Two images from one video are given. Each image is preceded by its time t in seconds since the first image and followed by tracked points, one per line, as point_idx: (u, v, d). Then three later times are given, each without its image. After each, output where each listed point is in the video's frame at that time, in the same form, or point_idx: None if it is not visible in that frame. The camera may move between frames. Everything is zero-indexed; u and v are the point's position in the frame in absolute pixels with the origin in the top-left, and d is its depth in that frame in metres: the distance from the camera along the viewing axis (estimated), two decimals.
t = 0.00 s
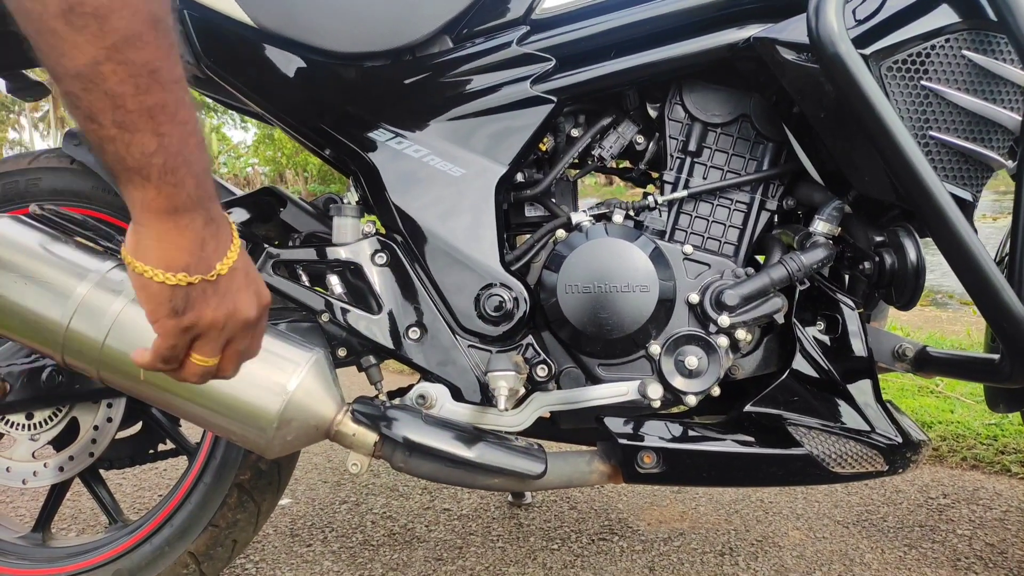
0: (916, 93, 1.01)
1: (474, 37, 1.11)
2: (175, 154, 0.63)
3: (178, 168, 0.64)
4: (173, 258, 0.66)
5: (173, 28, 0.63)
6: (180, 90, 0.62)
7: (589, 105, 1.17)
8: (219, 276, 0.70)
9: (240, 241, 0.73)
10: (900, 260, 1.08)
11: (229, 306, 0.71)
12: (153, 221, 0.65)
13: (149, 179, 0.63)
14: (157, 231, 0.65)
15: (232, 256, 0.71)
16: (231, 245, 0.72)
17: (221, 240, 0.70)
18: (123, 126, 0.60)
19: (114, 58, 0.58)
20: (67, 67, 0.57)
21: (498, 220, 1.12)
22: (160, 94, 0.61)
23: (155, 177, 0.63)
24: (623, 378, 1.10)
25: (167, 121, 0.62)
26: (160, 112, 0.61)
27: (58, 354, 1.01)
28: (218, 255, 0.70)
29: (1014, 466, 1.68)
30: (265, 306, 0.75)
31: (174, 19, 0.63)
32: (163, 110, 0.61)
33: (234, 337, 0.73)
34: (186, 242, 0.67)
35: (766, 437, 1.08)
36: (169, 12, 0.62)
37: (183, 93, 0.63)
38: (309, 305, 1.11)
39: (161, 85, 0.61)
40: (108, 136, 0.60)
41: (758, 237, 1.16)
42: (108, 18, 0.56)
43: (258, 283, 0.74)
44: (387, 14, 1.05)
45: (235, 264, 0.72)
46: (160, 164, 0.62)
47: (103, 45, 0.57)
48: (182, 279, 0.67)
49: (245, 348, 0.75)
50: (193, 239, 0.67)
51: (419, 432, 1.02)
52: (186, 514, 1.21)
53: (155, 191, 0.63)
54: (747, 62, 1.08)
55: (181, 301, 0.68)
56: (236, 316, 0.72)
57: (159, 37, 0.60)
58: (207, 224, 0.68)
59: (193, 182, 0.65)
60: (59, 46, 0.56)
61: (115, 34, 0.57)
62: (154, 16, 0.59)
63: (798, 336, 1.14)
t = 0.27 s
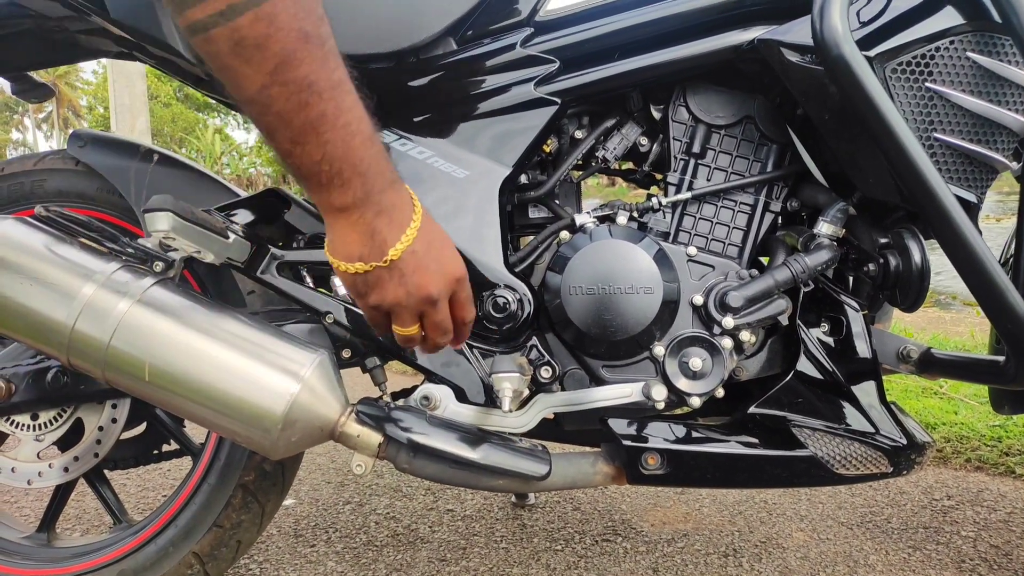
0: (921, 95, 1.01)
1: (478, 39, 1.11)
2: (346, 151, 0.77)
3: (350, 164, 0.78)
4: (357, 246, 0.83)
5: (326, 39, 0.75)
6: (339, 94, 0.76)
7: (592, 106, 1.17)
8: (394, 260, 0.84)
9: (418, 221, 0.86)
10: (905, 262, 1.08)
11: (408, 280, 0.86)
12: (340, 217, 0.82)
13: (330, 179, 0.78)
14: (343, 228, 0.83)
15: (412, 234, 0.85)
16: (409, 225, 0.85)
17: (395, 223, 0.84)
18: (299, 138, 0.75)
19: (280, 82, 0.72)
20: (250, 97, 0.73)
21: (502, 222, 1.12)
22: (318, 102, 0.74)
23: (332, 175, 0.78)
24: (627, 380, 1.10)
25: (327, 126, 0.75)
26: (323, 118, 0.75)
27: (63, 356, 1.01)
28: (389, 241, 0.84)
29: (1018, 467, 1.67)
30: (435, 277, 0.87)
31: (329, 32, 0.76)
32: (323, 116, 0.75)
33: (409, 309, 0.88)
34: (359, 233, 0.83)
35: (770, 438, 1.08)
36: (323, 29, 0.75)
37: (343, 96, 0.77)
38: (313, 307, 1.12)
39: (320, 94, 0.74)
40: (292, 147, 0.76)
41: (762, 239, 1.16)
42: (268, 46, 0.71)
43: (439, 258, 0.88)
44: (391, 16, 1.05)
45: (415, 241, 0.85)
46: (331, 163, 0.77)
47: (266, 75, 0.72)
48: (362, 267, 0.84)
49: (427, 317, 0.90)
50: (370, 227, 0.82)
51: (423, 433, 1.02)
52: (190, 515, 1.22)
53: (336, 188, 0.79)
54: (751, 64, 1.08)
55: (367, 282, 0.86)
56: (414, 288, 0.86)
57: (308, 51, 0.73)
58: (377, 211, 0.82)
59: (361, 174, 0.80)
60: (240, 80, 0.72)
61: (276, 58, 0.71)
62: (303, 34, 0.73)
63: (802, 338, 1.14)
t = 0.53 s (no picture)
0: (927, 94, 1.00)
1: (483, 39, 1.11)
2: (452, 175, 0.82)
3: (455, 186, 0.83)
4: (459, 258, 0.88)
5: (434, 73, 0.79)
6: (447, 123, 0.80)
7: (597, 106, 1.17)
8: (492, 269, 0.88)
9: (515, 234, 0.89)
10: (911, 262, 1.08)
11: (504, 291, 0.90)
12: (446, 232, 0.87)
13: (437, 200, 0.84)
14: (448, 241, 0.88)
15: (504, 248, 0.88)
16: (507, 238, 0.89)
17: (495, 235, 0.88)
18: (413, 165, 0.80)
19: (395, 118, 0.77)
20: (369, 133, 0.79)
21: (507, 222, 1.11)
22: (429, 132, 0.79)
23: (442, 196, 0.83)
24: (632, 380, 1.10)
25: (436, 153, 0.80)
26: (433, 146, 0.80)
27: (69, 355, 1.01)
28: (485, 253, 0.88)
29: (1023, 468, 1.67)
30: (533, 287, 0.90)
31: (437, 65, 0.80)
32: (433, 146, 0.79)
33: (508, 317, 0.92)
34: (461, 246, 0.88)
35: (775, 439, 1.08)
36: (432, 65, 0.79)
37: (449, 125, 0.80)
38: (318, 306, 1.12)
39: (429, 126, 0.79)
40: (407, 174, 0.81)
41: (767, 239, 1.16)
42: (383, 88, 0.75)
43: (535, 270, 0.90)
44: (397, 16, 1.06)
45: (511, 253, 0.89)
46: (439, 187, 0.82)
47: (383, 115, 0.77)
48: (463, 277, 0.89)
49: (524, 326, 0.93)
50: (469, 241, 0.87)
51: (428, 433, 1.02)
52: (195, 514, 1.22)
53: (443, 206, 0.84)
54: (757, 63, 1.08)
55: (469, 291, 0.91)
56: (511, 297, 0.90)
57: (420, 88, 0.77)
58: (479, 225, 0.87)
59: (464, 193, 0.84)
60: (361, 118, 0.78)
61: (392, 99, 0.76)
62: (415, 72, 0.77)
63: (807, 338, 1.14)
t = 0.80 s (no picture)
0: (929, 92, 1.00)
1: (484, 37, 1.11)
2: (427, 208, 0.82)
3: (431, 218, 0.83)
4: (430, 287, 0.89)
5: (418, 106, 0.79)
6: (427, 156, 0.80)
7: (599, 104, 1.17)
8: (461, 301, 0.88)
9: (488, 269, 0.89)
10: (913, 260, 1.07)
11: (472, 323, 0.90)
12: (419, 262, 0.88)
13: (412, 230, 0.84)
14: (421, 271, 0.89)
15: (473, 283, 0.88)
16: (479, 273, 0.88)
17: (468, 270, 0.88)
18: (388, 195, 0.80)
19: (374, 149, 0.77)
20: (349, 160, 0.79)
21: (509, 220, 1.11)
22: (407, 164, 0.79)
23: (415, 227, 0.83)
24: (634, 378, 1.10)
25: (412, 186, 0.80)
26: (412, 177, 0.80)
27: (71, 353, 1.01)
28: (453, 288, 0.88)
29: None
30: (501, 323, 0.90)
31: (422, 97, 0.80)
32: (409, 178, 0.79)
33: (474, 350, 0.92)
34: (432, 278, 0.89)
35: (777, 437, 1.08)
36: (416, 96, 0.79)
37: (430, 156, 0.80)
38: (320, 304, 1.12)
39: (410, 157, 0.79)
40: (383, 202, 0.81)
41: (769, 237, 1.16)
42: (366, 117, 0.76)
43: (504, 306, 0.90)
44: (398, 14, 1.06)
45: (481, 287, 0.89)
46: (413, 219, 0.82)
47: (363, 144, 0.77)
48: (433, 305, 0.90)
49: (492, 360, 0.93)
50: (439, 273, 0.88)
51: (430, 431, 1.02)
52: (198, 512, 1.22)
53: (416, 236, 0.85)
54: (759, 61, 1.07)
55: (439, 319, 0.92)
56: (478, 330, 0.90)
57: (402, 120, 0.77)
58: (452, 258, 0.87)
59: (439, 225, 0.84)
60: (342, 145, 0.78)
61: (372, 129, 0.76)
62: (398, 104, 0.77)
63: (809, 335, 1.14)
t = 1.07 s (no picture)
0: (933, 93, 1.00)
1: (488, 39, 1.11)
2: (416, 221, 0.81)
3: (420, 231, 0.82)
4: (424, 298, 0.88)
5: (402, 121, 0.78)
6: (414, 171, 0.79)
7: (602, 105, 1.17)
8: (456, 309, 0.88)
9: (481, 273, 0.89)
10: (917, 261, 1.07)
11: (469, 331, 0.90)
12: (412, 273, 0.87)
13: (402, 244, 0.83)
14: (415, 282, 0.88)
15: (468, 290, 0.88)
16: (472, 278, 0.88)
17: (461, 276, 0.88)
18: (376, 211, 0.80)
19: (360, 167, 0.76)
20: (334, 179, 0.78)
21: (513, 222, 1.12)
22: (394, 180, 0.78)
23: (404, 241, 0.83)
24: (638, 379, 1.10)
25: (399, 201, 0.79)
26: (399, 193, 0.79)
27: (75, 354, 1.01)
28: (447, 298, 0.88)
29: None
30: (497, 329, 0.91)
31: (405, 111, 0.79)
32: (397, 193, 0.79)
33: (473, 357, 0.92)
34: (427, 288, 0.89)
35: (781, 438, 1.08)
36: (400, 112, 0.78)
37: (416, 171, 0.79)
38: (324, 306, 1.12)
39: (396, 174, 0.78)
40: (371, 218, 0.81)
41: (773, 238, 1.16)
42: (349, 136, 0.75)
43: (500, 313, 0.90)
44: (402, 15, 1.06)
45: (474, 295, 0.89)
46: (403, 232, 0.82)
47: (348, 163, 0.76)
48: (428, 316, 0.90)
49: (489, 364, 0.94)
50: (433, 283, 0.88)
51: (434, 432, 1.03)
52: (201, 512, 1.22)
53: (407, 250, 0.84)
54: (763, 63, 1.07)
55: (435, 329, 0.91)
56: (475, 337, 0.90)
57: (386, 137, 0.76)
58: (443, 267, 0.87)
59: (429, 238, 0.84)
60: (326, 163, 0.77)
61: (356, 147, 0.75)
62: (382, 122, 0.76)
63: (813, 337, 1.14)
